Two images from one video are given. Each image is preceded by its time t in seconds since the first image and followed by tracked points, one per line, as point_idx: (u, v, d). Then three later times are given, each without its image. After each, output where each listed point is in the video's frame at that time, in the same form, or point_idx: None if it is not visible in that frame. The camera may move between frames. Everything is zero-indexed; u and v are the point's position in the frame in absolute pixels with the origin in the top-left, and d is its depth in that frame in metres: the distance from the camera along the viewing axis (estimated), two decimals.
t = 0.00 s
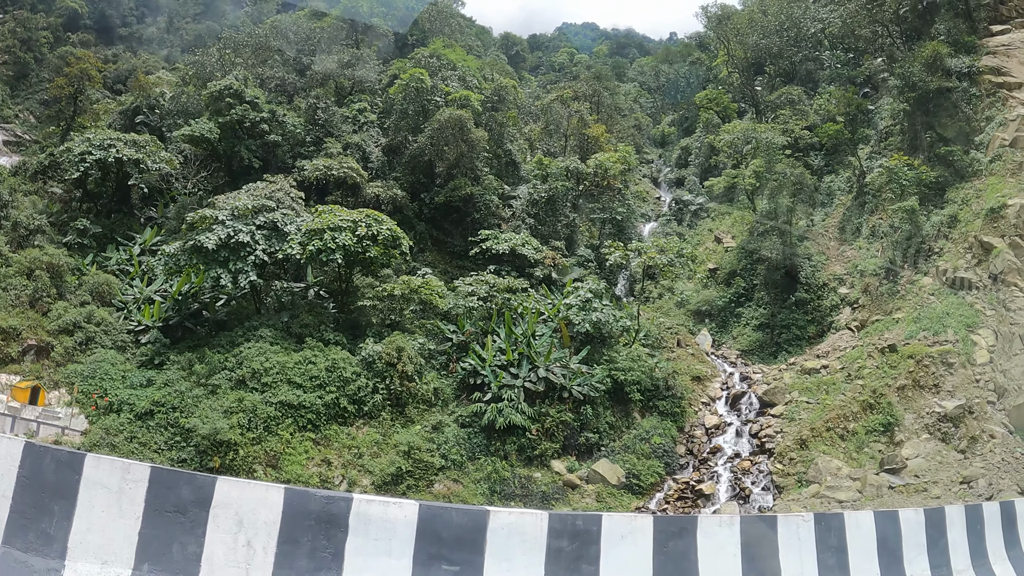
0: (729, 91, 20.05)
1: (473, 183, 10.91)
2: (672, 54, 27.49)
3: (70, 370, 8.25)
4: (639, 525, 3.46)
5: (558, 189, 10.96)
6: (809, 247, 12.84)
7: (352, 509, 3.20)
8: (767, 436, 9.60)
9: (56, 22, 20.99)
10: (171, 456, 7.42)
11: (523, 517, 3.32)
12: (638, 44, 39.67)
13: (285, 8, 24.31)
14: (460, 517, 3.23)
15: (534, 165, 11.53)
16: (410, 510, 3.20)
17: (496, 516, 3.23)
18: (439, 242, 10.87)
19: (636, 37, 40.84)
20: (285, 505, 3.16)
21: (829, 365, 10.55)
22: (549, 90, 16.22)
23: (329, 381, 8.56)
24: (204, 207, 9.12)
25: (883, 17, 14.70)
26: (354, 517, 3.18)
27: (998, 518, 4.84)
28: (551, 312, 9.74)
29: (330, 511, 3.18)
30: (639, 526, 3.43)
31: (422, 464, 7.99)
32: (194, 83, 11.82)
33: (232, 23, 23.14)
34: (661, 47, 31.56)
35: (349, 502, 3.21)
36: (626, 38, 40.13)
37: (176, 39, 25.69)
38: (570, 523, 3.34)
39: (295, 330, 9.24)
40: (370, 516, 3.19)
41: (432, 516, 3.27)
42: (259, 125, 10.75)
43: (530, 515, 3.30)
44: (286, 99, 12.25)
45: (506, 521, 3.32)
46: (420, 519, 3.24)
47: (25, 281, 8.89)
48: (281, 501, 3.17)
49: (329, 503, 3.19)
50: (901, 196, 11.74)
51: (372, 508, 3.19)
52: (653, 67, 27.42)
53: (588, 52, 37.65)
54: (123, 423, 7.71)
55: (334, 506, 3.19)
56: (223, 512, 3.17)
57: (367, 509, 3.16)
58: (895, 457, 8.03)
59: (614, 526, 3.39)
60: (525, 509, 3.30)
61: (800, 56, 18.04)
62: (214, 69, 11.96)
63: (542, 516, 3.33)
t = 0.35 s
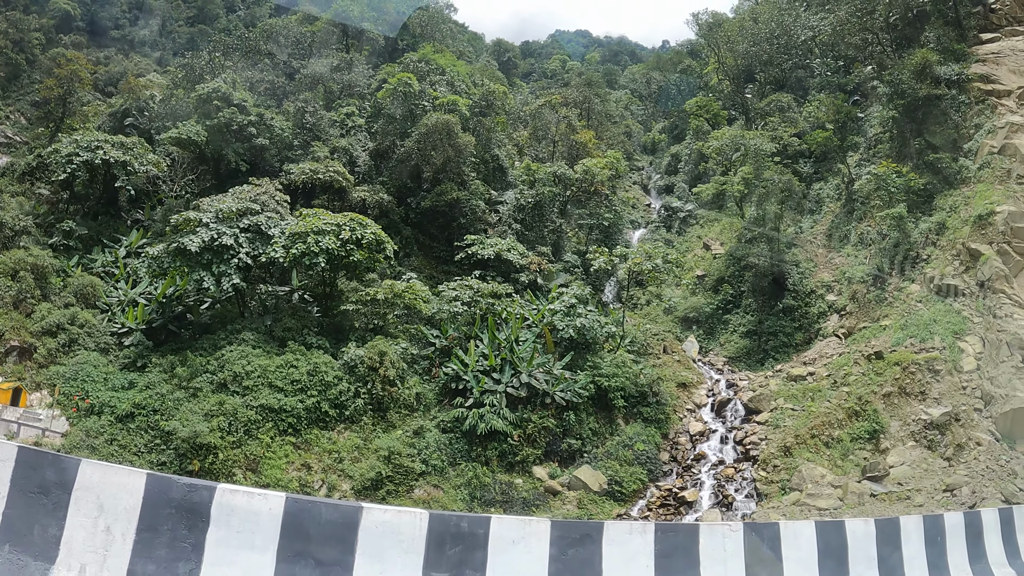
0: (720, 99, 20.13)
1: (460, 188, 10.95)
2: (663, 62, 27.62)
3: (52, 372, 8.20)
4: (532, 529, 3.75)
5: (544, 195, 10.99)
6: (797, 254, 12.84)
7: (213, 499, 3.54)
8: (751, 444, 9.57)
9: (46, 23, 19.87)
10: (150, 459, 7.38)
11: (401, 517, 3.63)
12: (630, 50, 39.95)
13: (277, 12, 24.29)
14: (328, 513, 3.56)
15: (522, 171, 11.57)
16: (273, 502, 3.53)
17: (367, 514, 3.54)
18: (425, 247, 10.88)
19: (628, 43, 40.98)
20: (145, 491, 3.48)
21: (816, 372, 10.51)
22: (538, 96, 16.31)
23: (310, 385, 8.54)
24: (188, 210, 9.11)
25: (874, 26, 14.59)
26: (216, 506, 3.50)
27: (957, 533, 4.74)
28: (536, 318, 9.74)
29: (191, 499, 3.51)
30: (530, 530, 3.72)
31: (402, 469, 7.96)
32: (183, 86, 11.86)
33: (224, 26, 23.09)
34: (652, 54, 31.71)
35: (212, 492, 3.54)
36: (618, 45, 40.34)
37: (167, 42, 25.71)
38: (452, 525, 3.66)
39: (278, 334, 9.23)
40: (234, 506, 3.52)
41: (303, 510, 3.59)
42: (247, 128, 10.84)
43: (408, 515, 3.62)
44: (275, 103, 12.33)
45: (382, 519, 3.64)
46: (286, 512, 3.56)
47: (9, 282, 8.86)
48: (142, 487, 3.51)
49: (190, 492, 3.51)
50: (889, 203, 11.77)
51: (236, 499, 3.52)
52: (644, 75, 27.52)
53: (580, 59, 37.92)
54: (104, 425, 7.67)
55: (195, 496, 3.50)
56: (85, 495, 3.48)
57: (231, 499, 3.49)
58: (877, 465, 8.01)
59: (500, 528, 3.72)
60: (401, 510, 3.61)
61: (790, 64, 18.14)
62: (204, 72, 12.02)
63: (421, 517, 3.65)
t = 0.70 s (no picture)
0: (710, 105, 20.23)
1: (447, 193, 10.98)
2: (654, 69, 27.76)
3: (34, 373, 8.13)
4: (409, 528, 3.42)
5: (531, 200, 11.12)
6: (785, 261, 12.84)
7: (78, 480, 3.27)
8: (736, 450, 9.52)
9: (37, 25, 19.82)
10: (130, 461, 7.33)
11: (267, 508, 3.32)
12: (622, 57, 40.24)
13: (269, 16, 24.28)
14: (191, 501, 3.28)
15: (510, 176, 11.62)
16: (135, 486, 3.27)
17: (229, 503, 3.25)
18: (412, 251, 10.95)
19: (620, 50, 41.22)
20: (8, 470, 3.25)
21: (802, 379, 10.47)
22: (527, 101, 16.39)
23: (291, 389, 8.51)
24: (172, 212, 9.09)
25: (863, 33, 14.73)
26: (78, 487, 3.25)
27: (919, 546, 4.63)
28: (520, 323, 9.73)
29: (55, 479, 3.26)
30: (407, 529, 3.39)
31: (382, 473, 7.92)
32: (171, 88, 11.90)
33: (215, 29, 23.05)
34: (643, 62, 31.91)
35: (75, 472, 3.27)
36: (611, 53, 40.59)
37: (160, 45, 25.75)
38: (321, 519, 3.35)
39: (260, 337, 9.21)
40: (96, 488, 3.26)
41: (166, 495, 3.31)
42: (235, 131, 10.89)
43: (273, 507, 3.31)
44: (264, 106, 12.37)
45: (248, 509, 3.34)
46: (149, 497, 3.29)
47: None
48: (7, 464, 3.27)
49: (54, 472, 3.26)
50: (878, 210, 11.78)
51: (98, 481, 3.26)
52: (636, 82, 27.63)
53: (573, 66, 38.18)
54: (84, 427, 7.59)
55: (57, 475, 3.25)
56: None
57: (90, 481, 3.22)
58: (859, 472, 7.95)
59: (371, 525, 3.38)
60: (267, 500, 3.30)
61: (780, 71, 18.24)
62: (192, 75, 12.06)
63: (289, 510, 3.33)
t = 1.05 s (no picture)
0: (702, 111, 20.32)
1: (435, 197, 11.01)
2: (646, 76, 27.89)
3: (17, 374, 8.04)
4: (278, 519, 2.95)
5: (519, 205, 11.08)
6: (774, 267, 12.79)
7: None
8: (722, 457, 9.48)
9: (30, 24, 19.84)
10: (111, 463, 7.25)
11: (132, 489, 2.86)
12: (616, 64, 40.48)
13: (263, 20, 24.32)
14: (49, 476, 2.78)
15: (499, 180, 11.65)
16: None
17: (90, 483, 2.77)
18: (399, 255, 10.87)
19: (614, 57, 41.46)
20: None
21: (790, 385, 10.42)
22: (518, 106, 16.49)
23: (274, 391, 8.48)
24: (158, 214, 9.08)
25: (855, 40, 14.82)
26: None
27: (874, 561, 4.04)
28: (506, 328, 9.72)
29: None
30: (274, 520, 2.92)
31: (363, 477, 7.88)
32: (162, 91, 11.94)
33: (209, 31, 23.09)
34: (635, 68, 32.11)
35: None
36: (605, 59, 40.82)
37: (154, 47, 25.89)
38: (184, 504, 2.88)
39: (245, 339, 9.19)
40: None
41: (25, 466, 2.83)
42: (224, 134, 10.97)
43: (137, 488, 2.84)
44: (254, 108, 12.40)
45: (113, 489, 2.87)
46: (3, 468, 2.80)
47: None
48: None
49: None
50: (868, 216, 11.77)
51: None
52: (628, 88, 27.77)
53: (567, 71, 38.41)
54: (66, 428, 7.48)
55: None
56: None
57: None
58: (842, 479, 7.93)
59: (247, 515, 2.91)
60: (132, 481, 2.82)
61: (771, 77, 18.33)
62: (183, 78, 12.12)
63: (154, 492, 2.85)
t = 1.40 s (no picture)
0: (695, 118, 20.39)
1: (423, 201, 11.05)
2: (640, 82, 28.05)
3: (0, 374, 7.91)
4: (142, 502, 2.98)
5: (508, 210, 11.13)
6: (764, 273, 12.84)
7: None
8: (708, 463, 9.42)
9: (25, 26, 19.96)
10: (93, 464, 7.15)
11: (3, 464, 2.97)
12: (610, 70, 40.70)
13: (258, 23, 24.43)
14: None
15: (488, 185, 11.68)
16: None
17: None
18: (386, 259, 10.94)
19: (608, 64, 41.71)
20: None
21: (778, 392, 10.37)
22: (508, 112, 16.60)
23: (258, 394, 8.43)
24: (145, 215, 9.05)
25: (848, 47, 14.89)
26: None
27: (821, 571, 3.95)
28: (492, 332, 9.71)
29: None
30: (136, 503, 2.95)
31: (346, 481, 7.83)
32: (153, 93, 12.00)
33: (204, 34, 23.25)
34: (629, 75, 32.28)
35: None
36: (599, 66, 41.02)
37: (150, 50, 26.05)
38: (52, 481, 2.95)
39: (230, 342, 9.17)
40: None
41: None
42: (212, 136, 11.19)
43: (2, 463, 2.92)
44: (245, 111, 12.47)
45: None
46: None
47: None
48: None
49: None
50: (858, 223, 11.75)
51: None
52: (621, 94, 27.92)
53: (561, 77, 38.66)
54: (49, 429, 7.35)
55: None
56: None
57: None
58: (827, 486, 7.86)
59: (108, 495, 2.96)
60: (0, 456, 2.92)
61: (764, 84, 18.40)
62: (175, 80, 12.19)
63: (20, 468, 2.95)
